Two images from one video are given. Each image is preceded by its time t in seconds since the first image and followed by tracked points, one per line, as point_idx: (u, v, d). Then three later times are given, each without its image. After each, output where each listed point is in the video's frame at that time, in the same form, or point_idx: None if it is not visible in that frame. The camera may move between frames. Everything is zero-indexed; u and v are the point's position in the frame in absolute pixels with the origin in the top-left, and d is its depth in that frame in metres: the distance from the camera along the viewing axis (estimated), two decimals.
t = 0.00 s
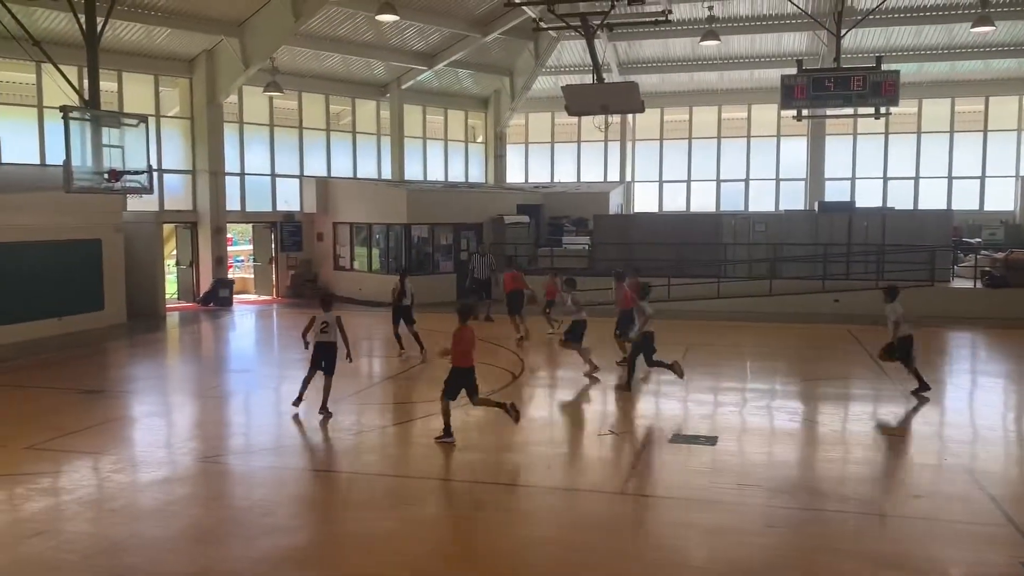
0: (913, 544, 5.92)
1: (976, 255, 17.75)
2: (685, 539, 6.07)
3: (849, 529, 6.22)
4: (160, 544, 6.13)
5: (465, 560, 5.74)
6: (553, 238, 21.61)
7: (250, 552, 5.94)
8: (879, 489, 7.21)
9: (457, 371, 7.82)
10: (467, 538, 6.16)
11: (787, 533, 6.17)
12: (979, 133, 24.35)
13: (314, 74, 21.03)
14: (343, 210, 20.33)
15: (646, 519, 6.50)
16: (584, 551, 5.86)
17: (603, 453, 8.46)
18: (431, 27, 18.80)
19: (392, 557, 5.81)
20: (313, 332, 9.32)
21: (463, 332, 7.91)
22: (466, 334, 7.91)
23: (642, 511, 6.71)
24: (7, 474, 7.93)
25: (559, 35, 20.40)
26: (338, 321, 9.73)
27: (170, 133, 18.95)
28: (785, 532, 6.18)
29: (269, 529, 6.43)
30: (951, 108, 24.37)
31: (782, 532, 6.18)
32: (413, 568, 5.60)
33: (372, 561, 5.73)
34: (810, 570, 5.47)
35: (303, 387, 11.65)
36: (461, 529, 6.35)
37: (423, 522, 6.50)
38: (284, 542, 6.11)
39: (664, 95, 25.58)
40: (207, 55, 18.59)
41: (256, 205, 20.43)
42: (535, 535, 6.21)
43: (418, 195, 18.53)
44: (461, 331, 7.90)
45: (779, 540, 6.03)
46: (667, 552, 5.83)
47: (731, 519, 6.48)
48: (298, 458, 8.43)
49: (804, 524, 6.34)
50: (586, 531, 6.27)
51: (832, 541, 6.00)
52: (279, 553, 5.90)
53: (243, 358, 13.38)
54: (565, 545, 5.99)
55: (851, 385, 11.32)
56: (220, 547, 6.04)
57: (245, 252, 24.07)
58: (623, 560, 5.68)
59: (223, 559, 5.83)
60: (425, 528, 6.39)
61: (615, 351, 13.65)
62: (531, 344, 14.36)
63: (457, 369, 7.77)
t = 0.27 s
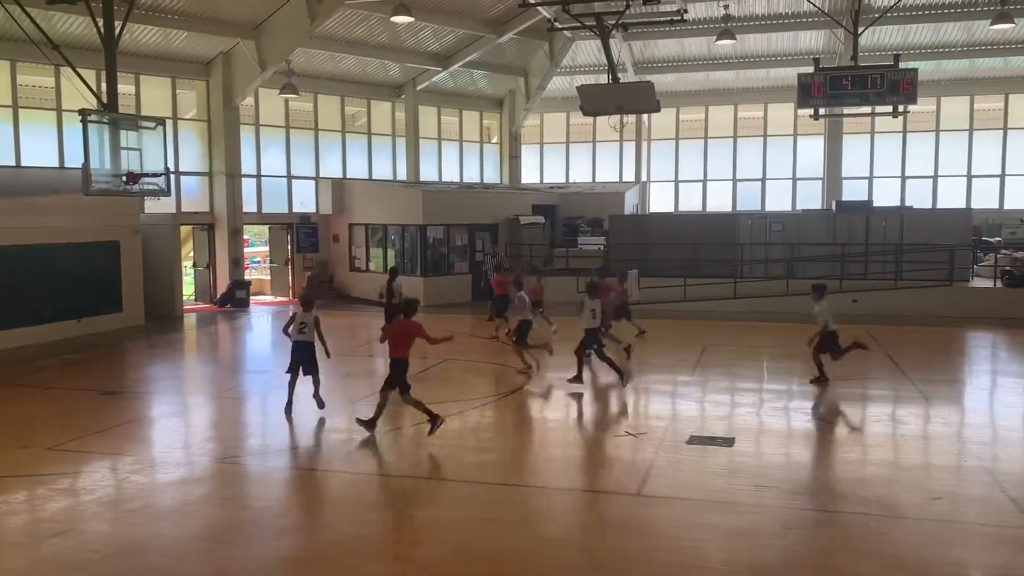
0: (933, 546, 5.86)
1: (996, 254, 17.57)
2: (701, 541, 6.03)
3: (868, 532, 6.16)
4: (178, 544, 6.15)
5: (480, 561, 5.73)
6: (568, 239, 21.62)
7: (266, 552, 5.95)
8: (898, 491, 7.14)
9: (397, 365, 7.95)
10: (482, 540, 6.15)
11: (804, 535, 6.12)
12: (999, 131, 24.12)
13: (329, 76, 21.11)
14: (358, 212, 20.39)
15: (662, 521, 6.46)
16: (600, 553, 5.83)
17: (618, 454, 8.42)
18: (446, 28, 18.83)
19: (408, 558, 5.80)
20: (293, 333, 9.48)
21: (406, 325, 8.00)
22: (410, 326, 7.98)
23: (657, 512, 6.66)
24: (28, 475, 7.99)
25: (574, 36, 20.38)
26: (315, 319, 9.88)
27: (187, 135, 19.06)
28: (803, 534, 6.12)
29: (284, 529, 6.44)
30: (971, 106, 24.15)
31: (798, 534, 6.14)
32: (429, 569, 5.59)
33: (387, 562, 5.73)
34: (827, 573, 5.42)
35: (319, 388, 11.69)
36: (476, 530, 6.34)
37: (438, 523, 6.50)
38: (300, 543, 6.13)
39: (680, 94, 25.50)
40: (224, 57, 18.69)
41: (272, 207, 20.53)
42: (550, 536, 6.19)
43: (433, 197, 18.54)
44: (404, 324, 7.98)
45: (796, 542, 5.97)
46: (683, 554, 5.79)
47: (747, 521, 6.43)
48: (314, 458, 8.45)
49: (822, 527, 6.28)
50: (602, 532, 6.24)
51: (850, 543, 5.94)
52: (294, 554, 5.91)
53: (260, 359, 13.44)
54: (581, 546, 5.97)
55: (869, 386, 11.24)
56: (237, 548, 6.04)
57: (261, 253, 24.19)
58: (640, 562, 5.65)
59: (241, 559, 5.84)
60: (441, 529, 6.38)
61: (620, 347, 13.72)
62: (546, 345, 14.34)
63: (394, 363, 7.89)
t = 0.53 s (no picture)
0: (946, 545, 5.83)
1: (1009, 251, 17.45)
2: (712, 540, 6.02)
3: (880, 530, 6.14)
4: (190, 543, 6.18)
5: (491, 560, 5.73)
6: (578, 238, 21.62)
7: (277, 551, 5.98)
8: (911, 489, 7.11)
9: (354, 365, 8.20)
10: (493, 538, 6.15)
11: (815, 533, 6.10)
12: (1012, 127, 23.96)
13: (339, 76, 21.15)
14: (369, 211, 20.45)
15: (673, 520, 6.45)
16: (611, 552, 5.83)
17: (629, 453, 8.42)
18: (455, 27, 18.84)
19: (418, 557, 5.81)
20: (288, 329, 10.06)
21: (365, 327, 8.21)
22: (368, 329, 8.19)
23: (668, 511, 6.65)
24: (43, 473, 8.05)
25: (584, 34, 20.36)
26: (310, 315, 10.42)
27: (199, 136, 19.14)
28: (814, 533, 6.10)
29: (296, 527, 6.47)
30: (983, 102, 23.99)
31: (810, 533, 6.12)
32: (440, 568, 5.60)
33: (398, 561, 5.74)
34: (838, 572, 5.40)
35: (329, 387, 11.73)
36: (486, 529, 6.34)
37: (448, 522, 6.50)
38: (311, 542, 6.15)
39: (690, 92, 25.44)
40: (235, 57, 18.76)
41: (283, 206, 20.60)
42: (561, 535, 6.19)
43: (443, 196, 18.56)
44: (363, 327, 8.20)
45: (808, 541, 5.96)
46: (695, 553, 5.78)
47: (758, 520, 6.42)
48: (325, 457, 8.47)
49: (833, 525, 6.26)
50: (612, 531, 6.23)
51: (862, 542, 5.92)
52: (306, 553, 5.93)
53: (271, 358, 13.50)
54: (591, 546, 5.96)
55: (881, 384, 11.20)
56: (249, 547, 6.07)
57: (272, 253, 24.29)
58: (651, 561, 5.64)
59: (252, 558, 5.86)
60: (452, 528, 6.38)
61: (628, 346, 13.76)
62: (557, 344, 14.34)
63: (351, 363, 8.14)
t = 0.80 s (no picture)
0: (950, 544, 5.82)
1: (1014, 250, 17.41)
2: (717, 539, 6.01)
3: (885, 530, 6.13)
4: (195, 542, 6.18)
5: (495, 560, 5.72)
6: (582, 237, 21.62)
7: (282, 551, 5.97)
8: (916, 488, 7.10)
9: (323, 369, 8.30)
10: (497, 537, 6.15)
11: (820, 533, 6.09)
12: (1016, 125, 23.93)
13: (342, 75, 21.16)
14: (372, 210, 20.46)
15: (677, 519, 6.44)
16: (615, 550, 5.83)
17: (633, 451, 8.41)
18: (459, 26, 18.84)
19: (423, 557, 5.80)
20: (286, 322, 10.16)
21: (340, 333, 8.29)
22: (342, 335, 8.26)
23: (672, 510, 6.65)
24: (48, 472, 8.07)
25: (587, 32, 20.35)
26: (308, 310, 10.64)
27: (202, 135, 19.13)
28: (818, 532, 6.10)
29: (300, 527, 6.47)
30: (988, 100, 23.94)
31: (814, 532, 6.11)
32: (445, 568, 5.59)
33: (403, 560, 5.73)
34: (843, 571, 5.39)
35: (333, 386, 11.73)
36: (491, 528, 6.33)
37: (453, 522, 6.49)
38: (317, 542, 6.13)
39: (693, 90, 25.43)
40: (239, 57, 18.78)
41: (287, 206, 20.61)
42: (565, 535, 6.18)
43: (447, 195, 18.56)
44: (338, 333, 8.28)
45: (813, 540, 5.94)
46: (698, 552, 5.78)
47: (764, 519, 6.41)
48: (329, 456, 8.47)
49: (838, 525, 6.25)
50: (617, 530, 6.22)
51: (867, 542, 5.91)
52: (311, 552, 5.93)
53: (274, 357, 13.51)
54: (597, 545, 5.95)
55: (885, 382, 11.18)
56: (253, 546, 6.08)
57: (276, 252, 24.32)
58: (655, 560, 5.64)
59: (256, 557, 5.87)
60: (456, 527, 6.38)
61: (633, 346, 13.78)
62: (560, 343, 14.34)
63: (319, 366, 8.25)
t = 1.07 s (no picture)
0: (949, 545, 5.83)
1: (1014, 250, 17.40)
2: (716, 539, 6.02)
3: (884, 530, 6.13)
4: (195, 542, 6.20)
5: (495, 560, 5.73)
6: (582, 237, 21.63)
7: (282, 551, 5.98)
8: (915, 488, 7.11)
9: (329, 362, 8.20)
10: (497, 538, 6.16)
11: (819, 533, 6.10)
12: (1017, 126, 23.93)
13: (343, 75, 21.18)
14: (373, 210, 20.48)
15: (676, 519, 6.45)
16: (615, 550, 5.85)
17: (633, 452, 8.42)
18: (459, 26, 18.85)
19: (422, 557, 5.81)
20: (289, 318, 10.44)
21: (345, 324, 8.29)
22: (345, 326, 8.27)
23: (672, 511, 6.66)
24: (49, 473, 8.07)
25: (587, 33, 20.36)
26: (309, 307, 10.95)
27: (203, 135, 19.15)
28: (818, 533, 6.11)
29: (301, 527, 6.48)
30: (988, 100, 23.95)
31: (814, 532, 6.12)
32: (445, 569, 5.60)
33: (403, 561, 5.74)
34: (842, 571, 5.40)
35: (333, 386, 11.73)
36: (491, 529, 6.34)
37: (453, 522, 6.51)
38: (317, 542, 6.14)
39: (694, 91, 25.43)
40: (240, 57, 18.79)
41: (287, 206, 20.62)
42: (565, 535, 6.19)
43: (447, 195, 18.57)
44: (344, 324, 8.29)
45: (812, 540, 5.96)
46: (698, 552, 5.79)
47: (764, 519, 6.42)
48: (330, 457, 8.48)
49: (837, 525, 6.26)
50: (617, 531, 6.23)
51: (867, 542, 5.92)
52: (311, 552, 5.94)
53: (275, 357, 13.52)
54: (598, 545, 5.96)
55: (885, 383, 11.19)
56: (253, 546, 6.09)
57: (277, 252, 24.33)
58: (654, 561, 5.64)
59: (256, 557, 5.88)
60: (456, 527, 6.40)
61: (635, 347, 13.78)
62: (561, 343, 14.35)
63: (326, 358, 8.19)
